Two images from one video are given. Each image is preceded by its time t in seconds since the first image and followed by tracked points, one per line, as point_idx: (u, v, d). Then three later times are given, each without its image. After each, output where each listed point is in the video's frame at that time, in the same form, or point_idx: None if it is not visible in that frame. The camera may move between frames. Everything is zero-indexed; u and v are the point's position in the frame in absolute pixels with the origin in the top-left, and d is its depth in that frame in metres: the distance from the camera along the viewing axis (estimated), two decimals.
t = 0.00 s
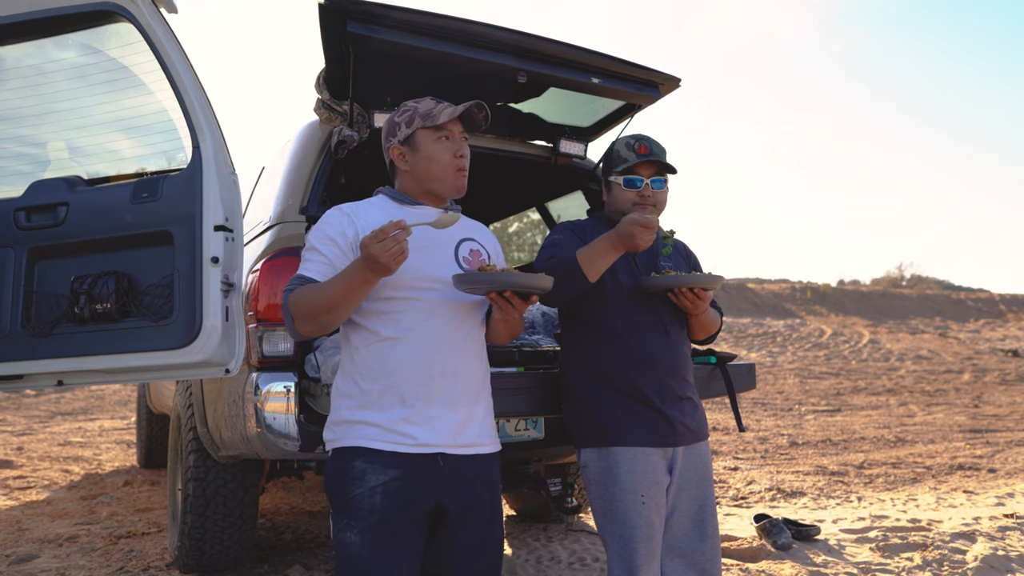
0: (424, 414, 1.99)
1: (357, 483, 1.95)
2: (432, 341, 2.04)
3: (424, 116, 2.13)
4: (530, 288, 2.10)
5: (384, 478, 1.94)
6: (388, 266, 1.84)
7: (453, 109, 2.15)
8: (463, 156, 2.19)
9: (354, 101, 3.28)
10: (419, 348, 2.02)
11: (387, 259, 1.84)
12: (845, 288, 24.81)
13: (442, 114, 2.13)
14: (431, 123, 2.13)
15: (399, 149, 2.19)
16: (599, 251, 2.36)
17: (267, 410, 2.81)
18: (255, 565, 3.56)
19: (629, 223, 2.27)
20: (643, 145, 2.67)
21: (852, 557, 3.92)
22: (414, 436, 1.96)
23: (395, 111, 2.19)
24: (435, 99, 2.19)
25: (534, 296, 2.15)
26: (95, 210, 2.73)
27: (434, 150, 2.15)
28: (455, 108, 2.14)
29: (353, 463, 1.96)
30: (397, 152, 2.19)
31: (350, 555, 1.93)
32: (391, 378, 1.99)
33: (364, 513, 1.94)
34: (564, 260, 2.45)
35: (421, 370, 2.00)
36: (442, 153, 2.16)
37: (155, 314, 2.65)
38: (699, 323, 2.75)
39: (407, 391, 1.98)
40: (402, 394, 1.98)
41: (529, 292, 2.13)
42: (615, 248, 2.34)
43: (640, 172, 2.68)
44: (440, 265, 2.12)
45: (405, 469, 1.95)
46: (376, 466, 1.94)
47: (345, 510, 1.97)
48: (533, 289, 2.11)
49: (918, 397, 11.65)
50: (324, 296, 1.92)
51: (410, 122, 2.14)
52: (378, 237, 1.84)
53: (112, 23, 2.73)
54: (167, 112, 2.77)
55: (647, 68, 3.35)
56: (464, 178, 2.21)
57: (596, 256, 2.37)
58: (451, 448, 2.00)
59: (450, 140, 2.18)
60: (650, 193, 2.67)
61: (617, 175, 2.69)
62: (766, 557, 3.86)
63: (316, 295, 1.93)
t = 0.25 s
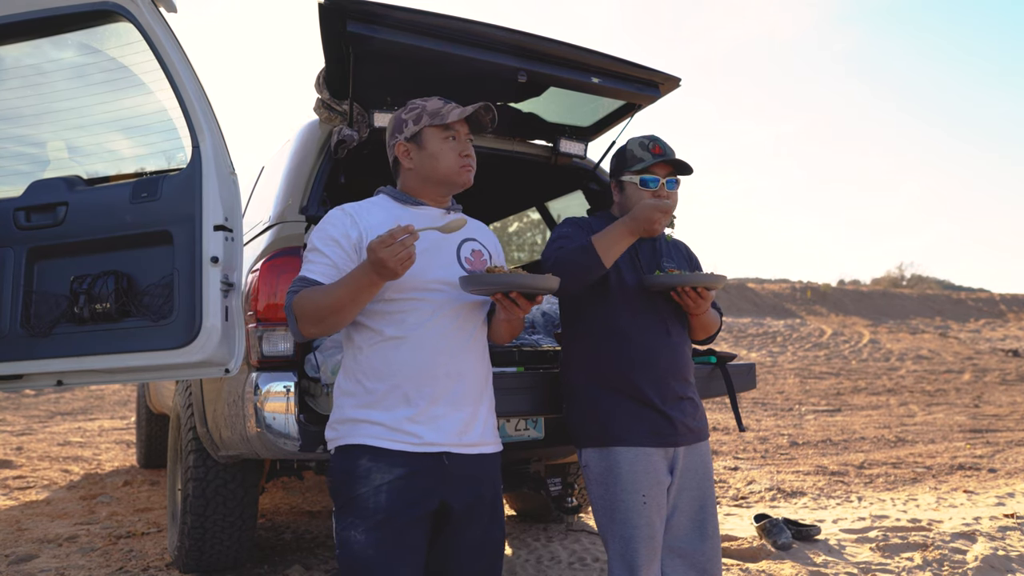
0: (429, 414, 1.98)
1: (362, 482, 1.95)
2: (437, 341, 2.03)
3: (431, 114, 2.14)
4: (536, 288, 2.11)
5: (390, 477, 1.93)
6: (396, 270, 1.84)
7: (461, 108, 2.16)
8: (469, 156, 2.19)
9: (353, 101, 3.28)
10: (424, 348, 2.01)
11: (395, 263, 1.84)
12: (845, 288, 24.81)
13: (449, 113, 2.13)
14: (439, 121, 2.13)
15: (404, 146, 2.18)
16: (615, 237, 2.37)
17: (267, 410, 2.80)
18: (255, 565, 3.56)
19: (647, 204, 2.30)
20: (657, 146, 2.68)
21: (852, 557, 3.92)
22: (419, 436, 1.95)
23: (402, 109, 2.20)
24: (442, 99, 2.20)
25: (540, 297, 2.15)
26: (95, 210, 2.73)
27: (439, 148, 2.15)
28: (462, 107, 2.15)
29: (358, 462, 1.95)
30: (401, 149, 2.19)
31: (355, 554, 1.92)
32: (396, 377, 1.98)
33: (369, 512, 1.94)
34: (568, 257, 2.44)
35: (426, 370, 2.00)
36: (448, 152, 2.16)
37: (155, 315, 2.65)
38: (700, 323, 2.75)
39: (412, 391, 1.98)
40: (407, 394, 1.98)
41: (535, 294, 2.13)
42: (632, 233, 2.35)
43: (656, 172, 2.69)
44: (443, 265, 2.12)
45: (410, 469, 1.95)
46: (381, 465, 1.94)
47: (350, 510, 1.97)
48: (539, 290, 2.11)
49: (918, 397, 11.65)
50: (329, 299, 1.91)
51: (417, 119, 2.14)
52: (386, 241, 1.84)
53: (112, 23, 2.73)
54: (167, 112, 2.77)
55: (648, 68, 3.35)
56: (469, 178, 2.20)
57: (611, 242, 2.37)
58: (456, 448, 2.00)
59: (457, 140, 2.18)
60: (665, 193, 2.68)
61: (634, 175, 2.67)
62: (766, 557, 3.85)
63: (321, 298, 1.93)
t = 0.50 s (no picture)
0: (435, 414, 1.99)
1: (369, 482, 1.95)
2: (443, 342, 2.04)
3: (441, 124, 2.12)
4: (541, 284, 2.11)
5: (397, 476, 1.94)
6: (399, 267, 1.84)
7: (471, 122, 2.13)
8: (473, 171, 2.18)
9: (353, 101, 3.28)
10: (430, 348, 2.01)
11: (399, 259, 1.84)
12: (845, 288, 24.81)
13: (458, 127, 2.11)
14: (446, 133, 2.12)
15: (411, 151, 2.18)
16: (628, 223, 2.40)
17: (267, 410, 2.81)
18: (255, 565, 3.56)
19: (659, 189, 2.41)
20: (656, 146, 2.68)
21: (852, 557, 3.92)
22: (426, 436, 1.96)
23: (414, 111, 2.18)
24: (456, 106, 2.17)
25: (543, 292, 2.16)
26: (95, 210, 2.73)
27: (444, 160, 2.14)
28: (473, 123, 2.12)
29: (365, 462, 1.95)
30: (408, 153, 2.18)
31: (363, 554, 1.92)
32: (402, 377, 1.98)
33: (377, 512, 1.94)
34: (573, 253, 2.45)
35: (432, 370, 2.00)
36: (451, 165, 2.15)
37: (155, 315, 2.65)
38: (700, 321, 2.76)
39: (418, 391, 1.98)
40: (414, 394, 1.98)
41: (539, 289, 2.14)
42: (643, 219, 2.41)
43: (659, 170, 2.67)
44: (448, 264, 2.12)
45: (416, 469, 1.95)
46: (388, 465, 1.94)
47: (357, 509, 1.96)
48: (544, 285, 2.11)
49: (918, 397, 11.65)
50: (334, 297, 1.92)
51: (426, 127, 2.13)
52: (390, 238, 1.84)
53: (112, 23, 2.73)
54: (167, 112, 2.77)
55: (647, 68, 3.35)
56: (470, 192, 2.20)
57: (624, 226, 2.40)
58: (462, 448, 2.00)
59: (463, 153, 2.16)
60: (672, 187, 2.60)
61: (635, 176, 2.67)
62: (766, 558, 3.86)
63: (326, 296, 1.93)
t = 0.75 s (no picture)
0: (436, 414, 1.99)
1: (370, 482, 1.95)
2: (444, 341, 2.03)
3: (451, 130, 2.10)
4: (550, 288, 2.13)
5: (397, 477, 1.94)
6: (399, 246, 1.83)
7: (480, 134, 2.10)
8: (476, 180, 2.17)
9: (354, 101, 3.28)
10: (431, 348, 2.01)
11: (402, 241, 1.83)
12: (845, 288, 24.82)
13: (465, 136, 2.10)
14: (453, 140, 2.11)
15: (419, 150, 2.18)
16: (632, 221, 2.39)
17: (267, 410, 2.80)
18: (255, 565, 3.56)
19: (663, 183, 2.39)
20: (656, 146, 2.68)
21: (852, 557, 3.92)
22: (426, 436, 1.96)
23: (429, 111, 2.17)
24: (470, 113, 2.15)
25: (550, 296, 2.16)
26: (95, 210, 2.73)
27: (446, 166, 2.13)
28: (481, 134, 2.10)
29: (365, 462, 1.95)
30: (416, 152, 2.19)
31: (362, 554, 1.92)
32: (403, 377, 1.98)
33: (377, 512, 1.94)
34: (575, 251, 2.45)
35: (433, 370, 2.00)
36: (453, 172, 2.14)
37: (155, 315, 2.65)
38: (701, 320, 2.75)
39: (419, 390, 1.98)
40: (414, 394, 1.98)
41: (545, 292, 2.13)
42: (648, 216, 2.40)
43: (661, 170, 2.68)
44: (449, 263, 2.12)
45: (416, 469, 1.95)
46: (388, 465, 1.94)
47: (357, 509, 1.96)
48: (552, 289, 2.13)
49: (918, 397, 11.65)
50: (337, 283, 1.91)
51: (435, 130, 2.12)
52: (396, 218, 1.84)
53: (112, 23, 2.73)
54: (167, 112, 2.77)
55: (647, 68, 3.35)
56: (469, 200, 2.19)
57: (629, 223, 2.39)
58: (462, 448, 2.00)
59: (468, 162, 2.15)
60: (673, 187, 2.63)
61: (638, 178, 2.67)
62: (766, 558, 3.85)
63: (327, 282, 1.92)
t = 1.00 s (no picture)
0: (435, 414, 1.99)
1: (368, 483, 1.95)
2: (443, 342, 2.03)
3: (456, 132, 2.10)
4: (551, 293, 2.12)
5: (395, 477, 1.94)
6: (408, 246, 1.85)
7: (483, 138, 2.10)
8: (477, 184, 2.16)
9: (353, 101, 3.28)
10: (430, 348, 2.01)
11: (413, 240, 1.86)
12: (845, 288, 24.83)
13: (469, 139, 2.09)
14: (457, 142, 2.10)
15: (423, 150, 2.18)
16: (625, 237, 2.39)
17: (267, 410, 2.80)
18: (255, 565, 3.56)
19: (651, 202, 2.33)
20: (661, 144, 2.70)
21: (852, 557, 3.92)
22: (425, 436, 1.96)
23: (435, 111, 2.16)
24: (476, 116, 2.14)
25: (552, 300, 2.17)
26: (95, 210, 2.73)
27: (448, 168, 2.13)
28: (485, 139, 2.09)
29: (363, 463, 1.95)
30: (420, 151, 2.18)
31: (361, 555, 1.92)
32: (402, 377, 1.98)
33: (375, 512, 1.94)
34: (574, 254, 2.46)
35: (432, 370, 2.00)
36: (454, 174, 2.14)
37: (155, 315, 2.65)
38: (703, 321, 2.76)
39: (418, 391, 1.98)
40: (413, 394, 1.98)
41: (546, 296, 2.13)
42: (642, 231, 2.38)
43: (667, 167, 2.70)
44: (449, 264, 2.12)
45: (415, 469, 1.95)
46: (386, 465, 1.94)
47: (356, 510, 1.96)
48: (552, 294, 2.12)
49: (918, 397, 11.65)
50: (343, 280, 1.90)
51: (440, 131, 2.11)
52: (408, 219, 1.88)
53: (112, 23, 2.73)
54: (167, 112, 2.77)
55: (648, 68, 3.35)
56: (469, 203, 2.19)
57: (616, 243, 2.40)
58: (461, 449, 2.00)
59: (471, 165, 2.14)
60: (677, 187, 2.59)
61: (645, 175, 2.65)
62: (766, 558, 3.85)
63: (331, 279, 1.92)
